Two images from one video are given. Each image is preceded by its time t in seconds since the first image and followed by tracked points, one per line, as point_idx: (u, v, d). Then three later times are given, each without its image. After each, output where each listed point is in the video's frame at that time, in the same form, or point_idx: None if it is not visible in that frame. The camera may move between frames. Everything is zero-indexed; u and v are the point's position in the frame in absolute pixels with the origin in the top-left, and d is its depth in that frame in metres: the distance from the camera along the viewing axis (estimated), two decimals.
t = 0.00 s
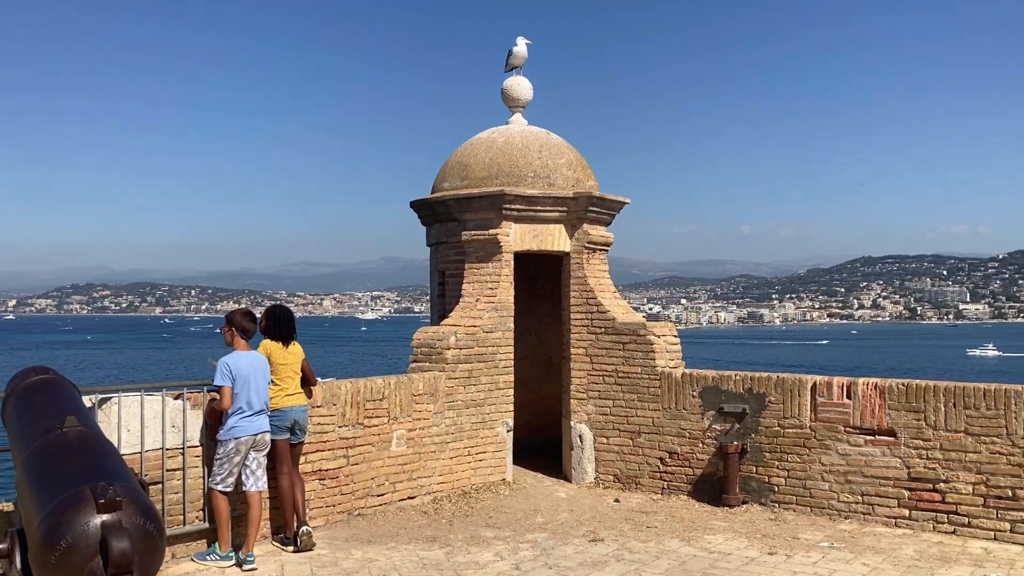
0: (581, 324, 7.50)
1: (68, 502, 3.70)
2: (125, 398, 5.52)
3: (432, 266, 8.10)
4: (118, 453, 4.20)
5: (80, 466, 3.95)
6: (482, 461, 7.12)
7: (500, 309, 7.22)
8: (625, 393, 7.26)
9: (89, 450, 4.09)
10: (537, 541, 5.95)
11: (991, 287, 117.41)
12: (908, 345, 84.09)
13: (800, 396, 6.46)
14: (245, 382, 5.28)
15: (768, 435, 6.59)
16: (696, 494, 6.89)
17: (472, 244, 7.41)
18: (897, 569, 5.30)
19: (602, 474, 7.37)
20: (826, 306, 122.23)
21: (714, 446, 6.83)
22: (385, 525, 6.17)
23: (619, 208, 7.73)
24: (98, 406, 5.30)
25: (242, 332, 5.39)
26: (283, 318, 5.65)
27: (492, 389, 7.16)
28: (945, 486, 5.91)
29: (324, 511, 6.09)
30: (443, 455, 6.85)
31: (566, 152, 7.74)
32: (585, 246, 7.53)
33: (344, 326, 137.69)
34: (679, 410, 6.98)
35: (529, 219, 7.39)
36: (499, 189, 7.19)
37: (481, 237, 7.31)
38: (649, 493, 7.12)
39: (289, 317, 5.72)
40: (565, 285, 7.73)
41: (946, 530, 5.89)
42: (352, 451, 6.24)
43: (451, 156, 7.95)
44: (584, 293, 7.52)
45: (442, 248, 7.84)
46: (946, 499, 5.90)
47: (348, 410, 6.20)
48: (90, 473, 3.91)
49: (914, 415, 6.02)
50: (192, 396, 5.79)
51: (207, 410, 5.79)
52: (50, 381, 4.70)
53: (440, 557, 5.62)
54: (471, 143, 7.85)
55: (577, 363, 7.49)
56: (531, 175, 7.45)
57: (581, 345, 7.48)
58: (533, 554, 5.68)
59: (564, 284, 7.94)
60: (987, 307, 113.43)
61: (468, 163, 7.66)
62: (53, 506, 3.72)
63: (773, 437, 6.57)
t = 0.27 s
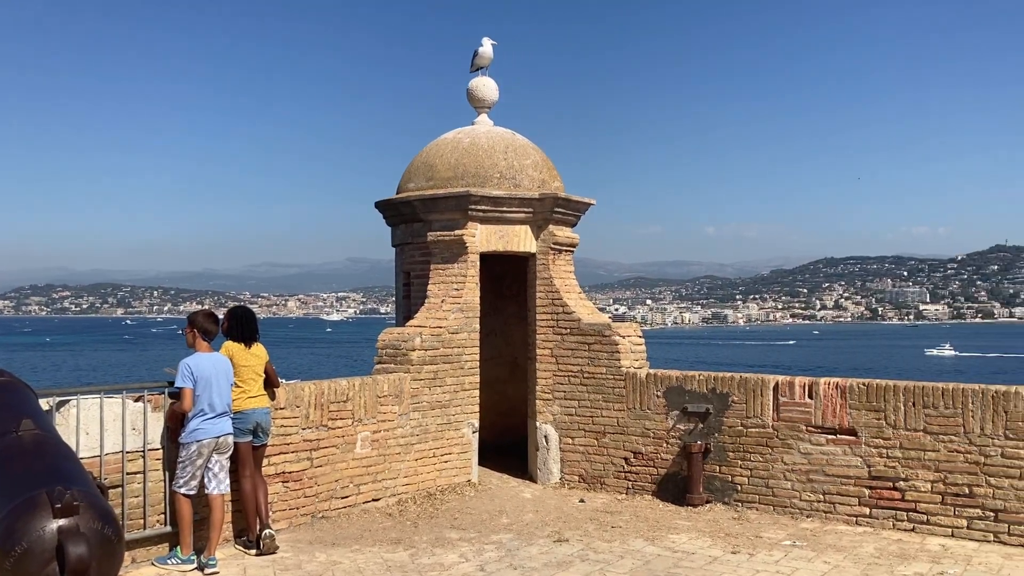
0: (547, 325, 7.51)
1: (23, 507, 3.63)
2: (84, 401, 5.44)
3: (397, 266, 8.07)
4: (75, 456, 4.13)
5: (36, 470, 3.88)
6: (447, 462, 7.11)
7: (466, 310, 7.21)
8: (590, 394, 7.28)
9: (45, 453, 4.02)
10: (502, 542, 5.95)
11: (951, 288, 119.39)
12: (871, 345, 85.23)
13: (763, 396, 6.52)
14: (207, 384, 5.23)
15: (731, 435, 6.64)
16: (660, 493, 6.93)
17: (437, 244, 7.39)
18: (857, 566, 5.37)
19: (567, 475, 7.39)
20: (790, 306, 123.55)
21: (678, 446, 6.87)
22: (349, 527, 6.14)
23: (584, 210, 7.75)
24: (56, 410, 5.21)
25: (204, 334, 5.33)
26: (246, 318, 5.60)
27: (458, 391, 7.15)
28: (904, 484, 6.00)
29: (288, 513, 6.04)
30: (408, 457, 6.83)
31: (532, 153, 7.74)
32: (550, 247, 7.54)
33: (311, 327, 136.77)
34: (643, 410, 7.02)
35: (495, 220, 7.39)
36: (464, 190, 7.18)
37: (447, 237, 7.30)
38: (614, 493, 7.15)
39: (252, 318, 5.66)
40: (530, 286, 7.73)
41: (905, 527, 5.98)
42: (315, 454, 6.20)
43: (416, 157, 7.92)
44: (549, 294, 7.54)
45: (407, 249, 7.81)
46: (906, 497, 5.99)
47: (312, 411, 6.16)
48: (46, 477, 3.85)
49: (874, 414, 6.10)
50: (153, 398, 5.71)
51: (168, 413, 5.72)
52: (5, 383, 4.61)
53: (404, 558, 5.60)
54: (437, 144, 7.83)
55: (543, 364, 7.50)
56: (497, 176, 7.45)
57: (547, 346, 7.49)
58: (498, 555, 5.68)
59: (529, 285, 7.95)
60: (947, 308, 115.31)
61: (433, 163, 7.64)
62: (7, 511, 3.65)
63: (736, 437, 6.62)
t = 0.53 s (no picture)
0: (512, 326, 7.52)
1: None
2: (41, 403, 5.36)
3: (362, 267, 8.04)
4: (31, 459, 4.06)
5: None
6: (412, 463, 7.10)
7: (431, 310, 7.20)
8: (555, 394, 7.30)
9: None
10: (466, 542, 5.95)
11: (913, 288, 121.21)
12: (835, 344, 86.27)
13: (725, 395, 6.58)
14: (168, 386, 5.17)
15: (695, 434, 6.69)
16: (625, 493, 6.97)
17: (402, 245, 7.37)
18: (818, 563, 5.43)
19: (532, 475, 7.41)
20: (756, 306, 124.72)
21: (642, 446, 6.91)
22: (313, 529, 6.10)
23: (550, 210, 7.77)
24: (12, 412, 5.13)
25: (165, 335, 5.27)
26: (207, 319, 5.55)
27: (422, 391, 7.14)
28: (864, 482, 6.08)
29: (250, 515, 5.99)
30: (372, 458, 6.81)
31: (498, 153, 7.75)
32: (516, 248, 7.55)
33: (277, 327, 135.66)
34: (608, 410, 7.05)
35: (460, 220, 7.38)
36: (430, 190, 7.17)
37: (412, 238, 7.28)
38: (578, 493, 7.18)
39: (213, 318, 5.61)
40: (496, 286, 7.74)
41: (865, 525, 6.06)
42: (279, 455, 6.16)
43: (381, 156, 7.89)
44: (515, 295, 7.55)
45: (372, 249, 7.78)
46: (865, 495, 6.07)
47: (275, 413, 6.12)
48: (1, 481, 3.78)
49: (835, 413, 6.18)
50: (113, 400, 5.64)
51: (128, 415, 5.65)
52: None
53: (369, 560, 5.58)
54: (402, 144, 7.81)
55: (508, 364, 7.51)
56: (463, 176, 7.44)
57: (512, 346, 7.50)
58: (462, 556, 5.67)
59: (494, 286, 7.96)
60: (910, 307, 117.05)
61: (398, 163, 7.62)
62: None
63: (699, 436, 6.67)
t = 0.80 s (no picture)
0: (477, 326, 7.51)
1: None
2: None
3: (325, 267, 7.99)
4: None
5: None
6: (375, 464, 7.07)
7: (395, 310, 7.17)
8: (519, 394, 7.31)
9: None
10: (430, 543, 5.93)
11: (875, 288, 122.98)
12: (799, 343, 87.24)
13: (688, 395, 6.63)
14: (127, 387, 5.10)
15: (657, 434, 6.74)
16: (588, 492, 6.99)
17: (366, 244, 7.34)
18: (778, 561, 5.49)
19: (496, 475, 7.41)
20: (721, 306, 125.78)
21: (605, 445, 6.94)
22: (274, 531, 6.06)
23: (514, 210, 7.78)
24: None
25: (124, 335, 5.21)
26: (168, 319, 5.49)
27: (386, 392, 7.11)
28: (824, 480, 6.15)
29: (211, 518, 5.93)
30: (335, 459, 6.77)
31: (463, 153, 7.74)
32: (481, 248, 7.54)
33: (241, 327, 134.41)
34: (572, 410, 7.07)
35: (425, 220, 7.36)
36: (394, 190, 7.15)
37: (376, 237, 7.25)
38: (542, 492, 7.19)
39: (174, 318, 5.55)
40: (460, 286, 7.73)
41: (824, 522, 6.13)
42: (240, 457, 6.10)
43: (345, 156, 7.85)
44: (479, 295, 7.54)
45: (335, 249, 7.74)
46: (825, 493, 6.15)
47: (236, 414, 6.06)
48: None
49: (795, 412, 6.25)
50: (70, 402, 5.55)
51: (86, 417, 5.57)
52: None
53: (331, 562, 5.54)
54: (366, 143, 7.78)
55: (472, 364, 7.50)
56: (427, 176, 7.43)
57: (476, 346, 7.50)
58: (425, 557, 5.66)
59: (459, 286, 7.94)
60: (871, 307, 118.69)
61: (362, 162, 7.58)
62: None
63: (662, 435, 6.72)
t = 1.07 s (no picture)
0: (440, 326, 7.50)
1: None
2: None
3: (287, 267, 7.93)
4: None
5: None
6: (337, 465, 7.03)
7: (358, 310, 7.14)
8: (483, 394, 7.31)
9: None
10: (392, 544, 5.91)
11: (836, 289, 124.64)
12: (762, 343, 88.13)
13: (649, 394, 6.67)
14: (83, 388, 5.03)
15: (620, 433, 6.78)
16: (551, 492, 7.01)
17: (328, 244, 7.30)
18: (738, 559, 5.55)
19: (460, 475, 7.41)
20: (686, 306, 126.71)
21: (568, 445, 6.96)
22: (235, 533, 6.00)
23: (478, 210, 7.78)
24: None
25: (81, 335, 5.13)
26: (126, 319, 5.41)
27: (349, 393, 7.08)
28: (783, 478, 6.23)
29: (170, 520, 5.86)
30: (297, 460, 6.72)
31: (426, 153, 7.72)
32: (444, 248, 7.53)
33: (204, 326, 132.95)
34: (535, 410, 7.09)
35: (388, 219, 7.34)
36: (356, 189, 7.12)
37: (338, 237, 7.22)
38: (506, 492, 7.20)
39: (132, 318, 5.47)
40: (424, 286, 7.71)
41: (784, 520, 6.21)
42: (200, 458, 6.04)
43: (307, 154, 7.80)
44: (443, 295, 7.53)
45: (297, 248, 7.68)
46: (784, 491, 6.22)
47: (196, 415, 6.00)
48: None
49: (755, 411, 6.32)
50: (25, 404, 5.46)
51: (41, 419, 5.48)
52: None
53: (292, 564, 5.50)
54: (328, 142, 7.73)
55: (436, 364, 7.49)
56: (390, 175, 7.40)
57: (440, 346, 7.48)
58: (388, 557, 5.64)
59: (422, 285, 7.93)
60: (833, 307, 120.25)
61: (325, 161, 7.54)
62: None
63: (624, 434, 6.76)
